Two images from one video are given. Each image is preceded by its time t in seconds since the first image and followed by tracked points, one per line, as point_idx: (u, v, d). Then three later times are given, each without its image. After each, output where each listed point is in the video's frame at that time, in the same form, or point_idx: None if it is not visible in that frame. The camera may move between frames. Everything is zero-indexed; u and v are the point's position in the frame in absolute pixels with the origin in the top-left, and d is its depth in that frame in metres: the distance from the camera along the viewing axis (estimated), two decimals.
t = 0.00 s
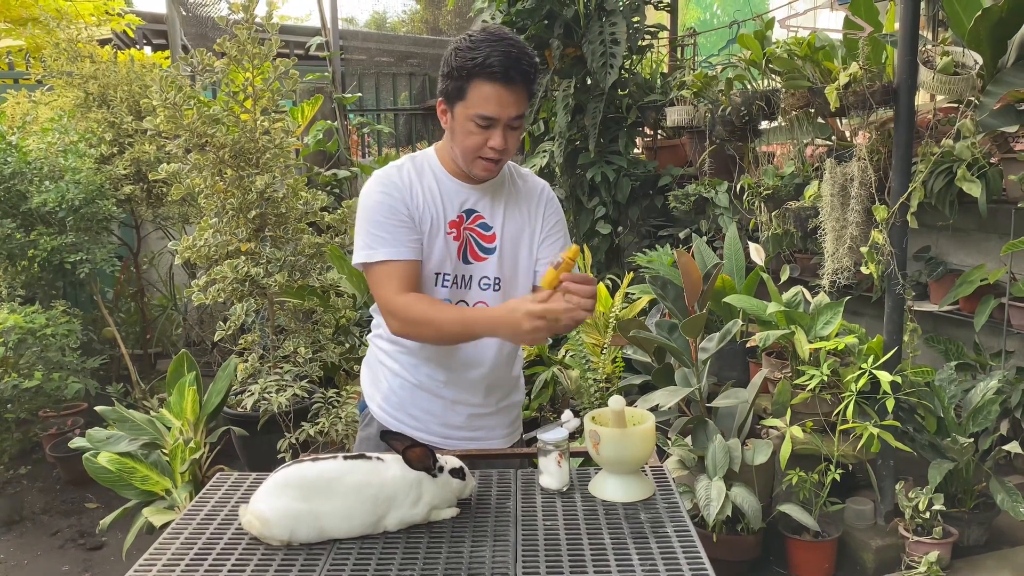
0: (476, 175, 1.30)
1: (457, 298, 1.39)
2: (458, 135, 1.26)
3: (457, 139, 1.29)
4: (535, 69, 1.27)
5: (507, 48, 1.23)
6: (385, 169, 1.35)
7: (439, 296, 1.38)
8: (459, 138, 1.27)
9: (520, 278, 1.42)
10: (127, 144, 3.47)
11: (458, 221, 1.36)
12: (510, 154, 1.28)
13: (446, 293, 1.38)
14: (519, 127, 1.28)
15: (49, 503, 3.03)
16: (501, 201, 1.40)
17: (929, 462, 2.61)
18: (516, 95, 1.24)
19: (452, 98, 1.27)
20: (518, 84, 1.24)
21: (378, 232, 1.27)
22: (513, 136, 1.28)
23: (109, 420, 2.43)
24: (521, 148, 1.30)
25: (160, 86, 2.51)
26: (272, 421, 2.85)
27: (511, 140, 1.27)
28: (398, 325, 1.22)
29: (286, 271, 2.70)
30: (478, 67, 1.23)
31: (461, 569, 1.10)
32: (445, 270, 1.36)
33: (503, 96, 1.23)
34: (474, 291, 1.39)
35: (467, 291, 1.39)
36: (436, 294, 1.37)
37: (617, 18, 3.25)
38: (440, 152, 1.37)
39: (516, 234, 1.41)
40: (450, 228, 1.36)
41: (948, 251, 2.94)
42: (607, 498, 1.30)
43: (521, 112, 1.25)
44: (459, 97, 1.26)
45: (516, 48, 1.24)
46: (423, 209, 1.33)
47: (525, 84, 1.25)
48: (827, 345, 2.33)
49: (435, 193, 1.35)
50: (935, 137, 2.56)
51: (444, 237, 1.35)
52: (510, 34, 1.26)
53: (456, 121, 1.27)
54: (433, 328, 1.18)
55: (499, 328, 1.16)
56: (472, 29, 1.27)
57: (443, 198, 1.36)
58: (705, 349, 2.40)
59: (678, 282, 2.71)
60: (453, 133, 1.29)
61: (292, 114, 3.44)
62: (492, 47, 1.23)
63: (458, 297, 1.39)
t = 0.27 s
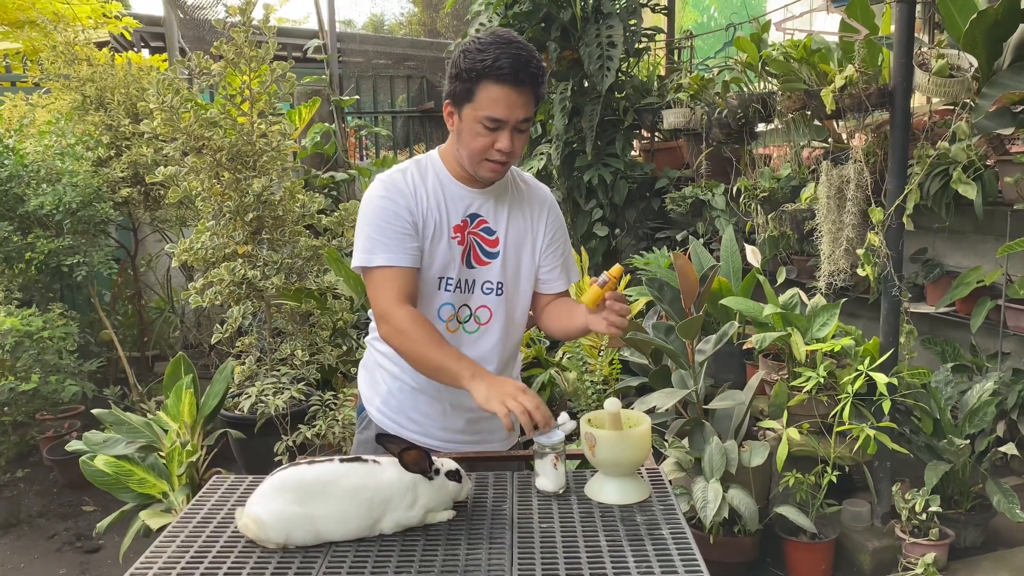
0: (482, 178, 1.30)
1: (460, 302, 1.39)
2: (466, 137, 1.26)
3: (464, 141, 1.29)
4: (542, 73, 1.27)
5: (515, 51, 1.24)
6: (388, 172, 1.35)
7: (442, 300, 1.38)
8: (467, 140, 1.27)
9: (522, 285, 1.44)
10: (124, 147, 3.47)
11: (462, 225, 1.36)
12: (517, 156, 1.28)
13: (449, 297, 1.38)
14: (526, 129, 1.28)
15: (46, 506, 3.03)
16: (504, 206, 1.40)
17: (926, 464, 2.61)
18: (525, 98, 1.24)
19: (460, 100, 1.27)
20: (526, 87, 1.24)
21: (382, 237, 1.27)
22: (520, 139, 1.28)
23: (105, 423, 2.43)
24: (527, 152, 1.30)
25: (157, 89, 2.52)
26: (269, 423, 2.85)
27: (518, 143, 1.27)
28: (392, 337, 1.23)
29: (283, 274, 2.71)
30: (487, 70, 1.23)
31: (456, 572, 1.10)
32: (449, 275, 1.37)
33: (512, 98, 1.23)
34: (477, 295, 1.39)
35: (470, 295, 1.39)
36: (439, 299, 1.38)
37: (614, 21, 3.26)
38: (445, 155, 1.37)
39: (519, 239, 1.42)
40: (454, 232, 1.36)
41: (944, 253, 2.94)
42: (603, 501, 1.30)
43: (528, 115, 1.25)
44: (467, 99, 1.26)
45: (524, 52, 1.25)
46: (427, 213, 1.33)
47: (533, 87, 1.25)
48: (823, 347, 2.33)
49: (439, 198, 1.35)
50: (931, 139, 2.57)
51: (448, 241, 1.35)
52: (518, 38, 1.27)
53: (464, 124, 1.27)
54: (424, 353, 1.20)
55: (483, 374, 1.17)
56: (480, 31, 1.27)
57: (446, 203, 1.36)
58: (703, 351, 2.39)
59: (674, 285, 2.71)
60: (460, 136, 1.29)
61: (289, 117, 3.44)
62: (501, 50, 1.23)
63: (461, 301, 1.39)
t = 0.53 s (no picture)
0: (481, 181, 1.30)
1: (459, 307, 1.39)
2: (464, 141, 1.27)
3: (462, 145, 1.29)
4: (540, 77, 1.28)
5: (513, 55, 1.24)
6: (386, 178, 1.35)
7: (441, 305, 1.38)
8: (466, 143, 1.28)
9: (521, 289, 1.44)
10: (121, 150, 3.47)
11: (461, 230, 1.37)
12: (515, 159, 1.28)
13: (448, 302, 1.38)
14: (525, 133, 1.28)
15: (42, 510, 3.02)
16: (503, 211, 1.41)
17: (921, 466, 2.62)
18: (524, 102, 1.25)
19: (458, 105, 1.27)
20: (525, 90, 1.24)
21: (382, 244, 1.27)
22: (518, 142, 1.28)
23: (103, 426, 2.46)
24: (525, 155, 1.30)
25: (154, 92, 2.52)
26: (266, 427, 2.84)
27: (517, 146, 1.28)
28: (391, 343, 1.23)
29: (280, 278, 2.71)
30: (485, 74, 1.23)
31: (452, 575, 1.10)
32: (448, 280, 1.37)
33: (511, 102, 1.23)
34: (476, 300, 1.39)
35: (469, 300, 1.39)
36: (439, 303, 1.38)
37: (610, 25, 3.27)
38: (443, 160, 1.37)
39: (517, 244, 1.42)
40: (453, 237, 1.36)
41: (940, 256, 2.95)
42: (600, 504, 1.30)
43: (527, 118, 1.26)
44: (465, 103, 1.26)
45: (523, 56, 1.25)
46: (426, 218, 1.33)
47: (532, 91, 1.25)
48: (819, 351, 2.33)
49: (438, 203, 1.35)
50: (926, 143, 2.58)
51: (447, 246, 1.36)
52: (518, 43, 1.27)
53: (463, 128, 1.28)
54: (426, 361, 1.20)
55: (481, 386, 1.17)
56: (478, 37, 1.28)
57: (445, 208, 1.36)
58: (698, 355, 2.42)
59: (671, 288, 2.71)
60: (459, 139, 1.29)
61: (286, 120, 3.45)
62: (501, 54, 1.23)
63: (460, 306, 1.39)
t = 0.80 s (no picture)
0: (470, 172, 1.30)
1: (454, 309, 1.39)
2: (450, 131, 1.28)
3: (450, 137, 1.31)
4: (523, 65, 1.30)
5: (493, 43, 1.27)
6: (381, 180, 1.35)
7: (436, 307, 1.38)
8: (452, 133, 1.29)
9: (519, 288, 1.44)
10: (116, 152, 3.46)
11: (455, 232, 1.37)
12: (502, 145, 1.28)
13: (443, 304, 1.38)
14: (510, 118, 1.29)
15: (37, 513, 3.01)
16: (498, 212, 1.41)
17: (916, 467, 2.63)
18: (505, 85, 1.27)
19: (444, 98, 1.31)
20: (506, 75, 1.27)
21: (375, 245, 1.27)
22: (505, 128, 1.29)
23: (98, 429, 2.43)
24: (513, 142, 1.31)
25: (149, 94, 2.52)
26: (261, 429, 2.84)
27: (503, 131, 1.28)
28: (386, 346, 1.23)
29: (275, 279, 2.71)
30: (465, 62, 1.27)
31: None
32: (442, 282, 1.37)
33: (492, 85, 1.26)
34: (471, 301, 1.40)
35: (464, 301, 1.39)
36: (433, 305, 1.38)
37: (605, 27, 3.28)
38: (437, 161, 1.38)
39: (512, 245, 1.43)
40: (447, 238, 1.36)
41: (934, 258, 2.96)
42: (596, 505, 1.30)
43: (509, 102, 1.27)
44: (449, 93, 1.30)
45: (502, 43, 1.28)
46: (419, 219, 1.33)
47: (512, 75, 1.27)
48: (813, 352, 2.33)
49: (432, 204, 1.35)
50: (920, 145, 2.60)
51: (442, 248, 1.36)
52: (497, 34, 1.31)
53: (448, 118, 1.30)
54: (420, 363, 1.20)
55: (474, 390, 1.18)
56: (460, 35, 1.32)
57: (440, 210, 1.36)
58: (694, 356, 2.42)
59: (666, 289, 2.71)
60: (448, 133, 1.31)
61: (281, 122, 3.45)
62: (478, 43, 1.27)
63: (455, 307, 1.39)
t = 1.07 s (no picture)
0: (459, 172, 1.30)
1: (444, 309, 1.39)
2: (437, 132, 1.29)
3: (437, 138, 1.31)
4: (510, 66, 1.31)
5: (478, 44, 1.27)
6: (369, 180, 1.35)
7: (426, 306, 1.38)
8: (439, 135, 1.30)
9: (516, 283, 1.40)
10: (110, 154, 3.45)
11: (444, 232, 1.37)
12: (489, 145, 1.28)
13: (433, 304, 1.38)
14: (496, 118, 1.29)
15: (31, 516, 3.00)
16: (488, 211, 1.40)
17: (911, 468, 2.63)
18: (490, 85, 1.28)
19: (430, 99, 1.32)
20: (491, 75, 1.28)
21: (359, 241, 1.27)
22: (492, 129, 1.29)
23: (92, 432, 2.41)
24: (501, 142, 1.31)
25: (143, 96, 2.51)
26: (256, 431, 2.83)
27: (489, 131, 1.28)
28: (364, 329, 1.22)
29: (270, 282, 2.70)
30: (451, 62, 1.28)
31: None
32: (431, 281, 1.37)
33: (477, 86, 1.27)
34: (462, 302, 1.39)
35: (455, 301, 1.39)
36: (423, 304, 1.37)
37: (600, 29, 3.28)
38: (426, 162, 1.38)
39: (504, 244, 1.42)
40: (436, 238, 1.36)
41: (928, 258, 2.97)
42: (592, 507, 1.30)
43: (496, 101, 1.28)
44: (435, 94, 1.31)
45: (486, 43, 1.29)
46: (406, 218, 1.33)
47: (497, 75, 1.28)
48: (809, 352, 2.34)
49: (420, 204, 1.35)
50: (914, 146, 2.60)
51: (430, 248, 1.36)
52: (482, 34, 1.31)
53: (435, 119, 1.31)
54: (391, 335, 1.18)
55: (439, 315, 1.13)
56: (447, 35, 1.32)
57: (428, 210, 1.36)
58: (689, 357, 2.41)
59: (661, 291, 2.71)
60: (435, 135, 1.32)
61: (275, 124, 3.44)
62: (462, 43, 1.28)
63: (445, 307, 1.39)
